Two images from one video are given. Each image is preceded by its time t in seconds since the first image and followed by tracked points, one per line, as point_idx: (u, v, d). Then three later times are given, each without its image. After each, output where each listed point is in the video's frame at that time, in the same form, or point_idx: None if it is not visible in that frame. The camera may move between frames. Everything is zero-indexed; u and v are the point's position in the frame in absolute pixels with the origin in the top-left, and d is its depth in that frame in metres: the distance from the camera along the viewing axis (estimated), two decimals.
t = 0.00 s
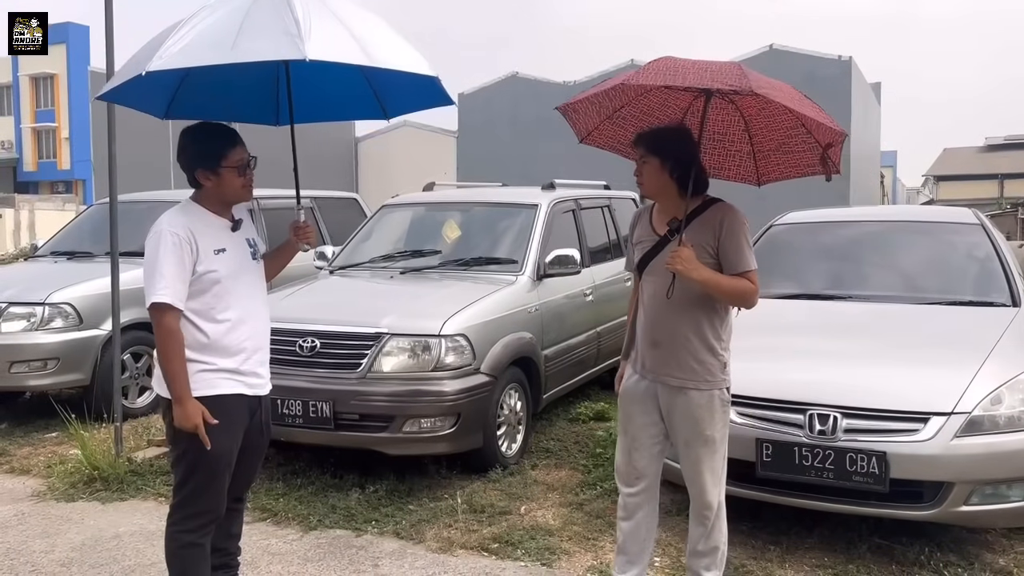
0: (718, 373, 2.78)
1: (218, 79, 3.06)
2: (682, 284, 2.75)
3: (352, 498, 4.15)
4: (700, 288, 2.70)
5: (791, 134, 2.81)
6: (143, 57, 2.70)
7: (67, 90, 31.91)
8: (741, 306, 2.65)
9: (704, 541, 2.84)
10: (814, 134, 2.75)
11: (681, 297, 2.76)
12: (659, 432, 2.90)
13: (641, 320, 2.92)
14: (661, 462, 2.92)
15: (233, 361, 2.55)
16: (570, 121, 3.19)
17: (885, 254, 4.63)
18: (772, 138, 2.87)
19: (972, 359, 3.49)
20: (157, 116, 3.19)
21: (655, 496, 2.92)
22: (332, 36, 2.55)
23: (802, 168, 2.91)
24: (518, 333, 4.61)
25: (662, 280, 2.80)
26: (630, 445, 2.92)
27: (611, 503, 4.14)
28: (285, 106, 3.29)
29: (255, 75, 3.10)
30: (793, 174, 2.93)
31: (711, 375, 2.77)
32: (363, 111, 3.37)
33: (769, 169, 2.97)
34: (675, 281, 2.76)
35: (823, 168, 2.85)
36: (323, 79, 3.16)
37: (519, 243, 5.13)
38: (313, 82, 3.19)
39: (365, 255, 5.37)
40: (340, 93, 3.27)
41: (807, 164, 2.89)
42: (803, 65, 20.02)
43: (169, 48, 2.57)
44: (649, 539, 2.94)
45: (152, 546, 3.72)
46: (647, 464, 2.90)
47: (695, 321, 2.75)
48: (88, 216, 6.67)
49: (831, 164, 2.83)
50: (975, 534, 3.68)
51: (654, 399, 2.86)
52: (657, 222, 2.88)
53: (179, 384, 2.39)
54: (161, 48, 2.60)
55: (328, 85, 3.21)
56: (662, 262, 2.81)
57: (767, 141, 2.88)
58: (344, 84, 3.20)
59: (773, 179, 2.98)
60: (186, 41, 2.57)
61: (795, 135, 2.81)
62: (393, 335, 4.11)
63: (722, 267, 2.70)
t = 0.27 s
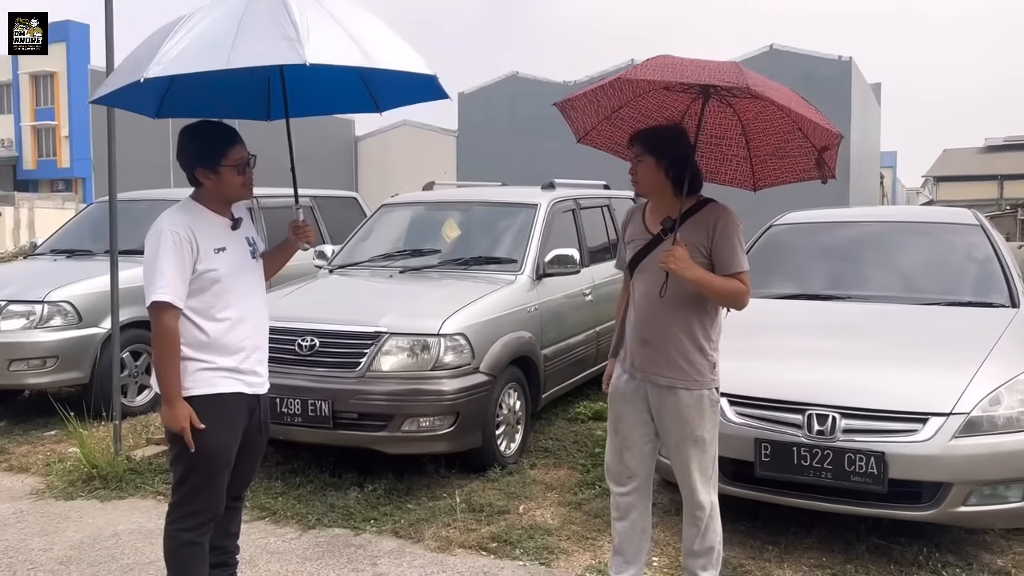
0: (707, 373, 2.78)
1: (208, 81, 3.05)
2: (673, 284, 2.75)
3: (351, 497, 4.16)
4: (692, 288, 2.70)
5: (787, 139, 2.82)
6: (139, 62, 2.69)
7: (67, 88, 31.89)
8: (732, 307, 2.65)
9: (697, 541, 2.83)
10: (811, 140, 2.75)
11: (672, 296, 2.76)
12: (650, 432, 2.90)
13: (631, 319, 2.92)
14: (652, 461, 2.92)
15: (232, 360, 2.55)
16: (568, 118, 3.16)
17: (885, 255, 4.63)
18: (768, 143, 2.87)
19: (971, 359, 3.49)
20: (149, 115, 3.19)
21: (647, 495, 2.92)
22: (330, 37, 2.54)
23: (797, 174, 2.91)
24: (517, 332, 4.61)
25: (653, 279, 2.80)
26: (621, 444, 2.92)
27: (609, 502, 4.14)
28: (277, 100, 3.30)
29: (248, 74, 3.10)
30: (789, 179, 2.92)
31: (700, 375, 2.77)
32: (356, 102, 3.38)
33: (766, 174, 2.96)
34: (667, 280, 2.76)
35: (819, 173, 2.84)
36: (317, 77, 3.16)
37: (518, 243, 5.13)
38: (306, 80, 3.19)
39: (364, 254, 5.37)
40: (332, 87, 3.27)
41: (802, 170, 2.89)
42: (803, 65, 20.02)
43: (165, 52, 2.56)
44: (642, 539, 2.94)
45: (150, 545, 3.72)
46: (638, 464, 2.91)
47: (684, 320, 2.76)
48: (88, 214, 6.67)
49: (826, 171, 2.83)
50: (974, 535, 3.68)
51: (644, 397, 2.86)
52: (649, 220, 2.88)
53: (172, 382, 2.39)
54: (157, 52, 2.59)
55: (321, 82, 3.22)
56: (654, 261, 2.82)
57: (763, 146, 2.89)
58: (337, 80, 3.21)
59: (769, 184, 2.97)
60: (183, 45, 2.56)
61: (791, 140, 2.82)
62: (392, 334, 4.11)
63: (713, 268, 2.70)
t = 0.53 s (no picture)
0: (704, 373, 2.78)
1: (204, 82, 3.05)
2: (672, 284, 2.74)
3: (350, 496, 4.15)
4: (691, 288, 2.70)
5: (780, 142, 2.82)
6: (132, 68, 2.68)
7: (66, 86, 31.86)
8: (731, 308, 2.65)
9: (695, 541, 2.83)
10: (804, 143, 2.76)
11: (670, 297, 2.75)
12: (648, 431, 2.90)
13: (628, 318, 2.91)
14: (649, 461, 2.92)
15: (231, 359, 2.55)
16: (564, 116, 3.15)
17: (884, 255, 4.63)
18: (761, 145, 2.87)
19: (971, 360, 3.49)
20: (144, 114, 3.19)
21: (645, 495, 2.92)
22: (324, 39, 2.54)
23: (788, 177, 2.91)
24: (516, 332, 4.60)
25: (652, 279, 2.79)
26: (619, 444, 2.92)
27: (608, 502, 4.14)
28: (273, 97, 3.30)
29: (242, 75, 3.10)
30: (780, 182, 2.93)
31: (697, 375, 2.77)
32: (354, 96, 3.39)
33: (756, 176, 2.96)
34: (665, 280, 2.75)
35: (810, 177, 2.85)
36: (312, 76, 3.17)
37: (518, 242, 5.12)
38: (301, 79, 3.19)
39: (363, 253, 5.37)
40: (330, 83, 3.27)
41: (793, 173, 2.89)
42: (803, 65, 20.02)
43: (159, 60, 2.56)
44: (640, 539, 2.93)
45: (149, 544, 3.71)
46: (637, 463, 2.91)
47: (682, 321, 2.75)
48: (87, 212, 6.66)
49: (817, 174, 2.83)
50: (973, 535, 3.68)
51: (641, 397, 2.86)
52: (648, 220, 2.88)
53: (172, 382, 2.38)
54: (151, 60, 2.58)
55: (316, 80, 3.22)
56: (653, 261, 2.81)
57: (755, 148, 2.89)
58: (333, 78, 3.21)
59: (759, 186, 2.97)
60: (177, 52, 2.56)
61: (784, 143, 2.82)
62: (391, 334, 4.10)
63: (712, 268, 2.70)
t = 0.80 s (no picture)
0: (709, 373, 2.78)
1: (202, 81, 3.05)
2: (677, 284, 2.74)
3: (348, 496, 4.15)
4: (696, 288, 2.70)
5: (784, 142, 2.83)
6: (126, 70, 2.68)
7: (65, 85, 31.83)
8: (736, 308, 2.65)
9: (697, 541, 2.83)
10: (810, 143, 2.76)
11: (674, 297, 2.75)
12: (651, 431, 2.90)
13: (632, 318, 2.91)
14: (651, 461, 2.92)
15: (230, 357, 2.55)
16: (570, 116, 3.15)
17: (883, 256, 4.63)
18: (765, 146, 2.88)
19: (969, 360, 3.49)
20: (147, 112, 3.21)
21: (646, 495, 2.92)
22: (315, 41, 2.53)
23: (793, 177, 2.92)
24: (515, 332, 4.60)
25: (656, 279, 2.79)
26: (621, 444, 2.92)
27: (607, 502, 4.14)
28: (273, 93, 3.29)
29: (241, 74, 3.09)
30: (785, 182, 2.92)
31: (701, 375, 2.77)
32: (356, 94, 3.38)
33: (761, 177, 2.96)
34: (670, 281, 2.75)
35: (816, 178, 2.86)
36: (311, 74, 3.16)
37: (517, 242, 5.12)
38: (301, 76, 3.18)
39: (363, 252, 5.37)
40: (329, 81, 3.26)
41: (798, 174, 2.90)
42: (803, 66, 20.02)
43: (151, 62, 2.56)
44: (640, 539, 2.93)
45: (147, 543, 3.71)
46: (638, 463, 2.90)
47: (686, 320, 2.75)
48: (86, 211, 6.66)
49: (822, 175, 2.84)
50: (971, 536, 3.68)
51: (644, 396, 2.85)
52: (653, 219, 2.88)
53: (174, 380, 2.38)
54: (143, 62, 2.58)
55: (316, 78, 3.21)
56: (657, 261, 2.81)
57: (760, 149, 2.90)
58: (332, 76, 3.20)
59: (763, 187, 2.96)
60: (168, 54, 2.56)
61: (789, 143, 2.82)
62: (390, 333, 4.10)
63: (717, 268, 2.70)
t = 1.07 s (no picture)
0: (721, 373, 2.78)
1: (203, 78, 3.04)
2: (689, 285, 2.74)
3: (347, 495, 4.15)
4: (709, 288, 2.70)
5: (797, 142, 2.82)
6: (126, 65, 2.68)
7: (64, 83, 31.80)
8: (748, 308, 2.65)
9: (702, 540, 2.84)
10: (823, 144, 2.75)
11: (687, 297, 2.75)
12: (659, 432, 2.90)
13: (643, 318, 2.91)
14: (657, 462, 2.92)
15: (229, 356, 2.54)
16: (581, 118, 3.16)
17: (882, 255, 4.64)
18: (778, 145, 2.88)
19: (968, 361, 3.49)
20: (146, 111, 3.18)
21: (649, 497, 2.92)
22: (316, 38, 2.53)
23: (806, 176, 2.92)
24: (514, 332, 4.60)
25: (668, 279, 2.79)
26: (628, 445, 2.91)
27: (605, 501, 4.14)
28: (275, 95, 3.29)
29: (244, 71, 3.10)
30: (797, 182, 2.93)
31: (714, 375, 2.77)
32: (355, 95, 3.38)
33: (773, 176, 2.97)
34: (682, 282, 2.75)
35: (829, 177, 2.86)
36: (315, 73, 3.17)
37: (516, 241, 5.12)
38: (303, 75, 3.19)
39: (362, 251, 5.37)
40: (329, 81, 3.26)
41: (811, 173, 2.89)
42: (802, 66, 20.04)
43: (151, 56, 2.56)
44: (641, 540, 2.93)
45: (146, 542, 3.71)
46: (643, 463, 2.90)
47: (699, 321, 2.75)
48: (84, 209, 6.65)
49: (835, 173, 2.84)
50: (969, 536, 3.68)
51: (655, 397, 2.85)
52: (664, 220, 2.87)
53: (171, 379, 2.38)
54: (144, 55, 2.58)
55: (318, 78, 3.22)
56: (669, 261, 2.81)
57: (772, 148, 2.90)
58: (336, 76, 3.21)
59: (776, 186, 2.97)
60: (169, 48, 2.56)
61: (802, 143, 2.82)
62: (389, 332, 4.10)
63: (729, 268, 2.70)
